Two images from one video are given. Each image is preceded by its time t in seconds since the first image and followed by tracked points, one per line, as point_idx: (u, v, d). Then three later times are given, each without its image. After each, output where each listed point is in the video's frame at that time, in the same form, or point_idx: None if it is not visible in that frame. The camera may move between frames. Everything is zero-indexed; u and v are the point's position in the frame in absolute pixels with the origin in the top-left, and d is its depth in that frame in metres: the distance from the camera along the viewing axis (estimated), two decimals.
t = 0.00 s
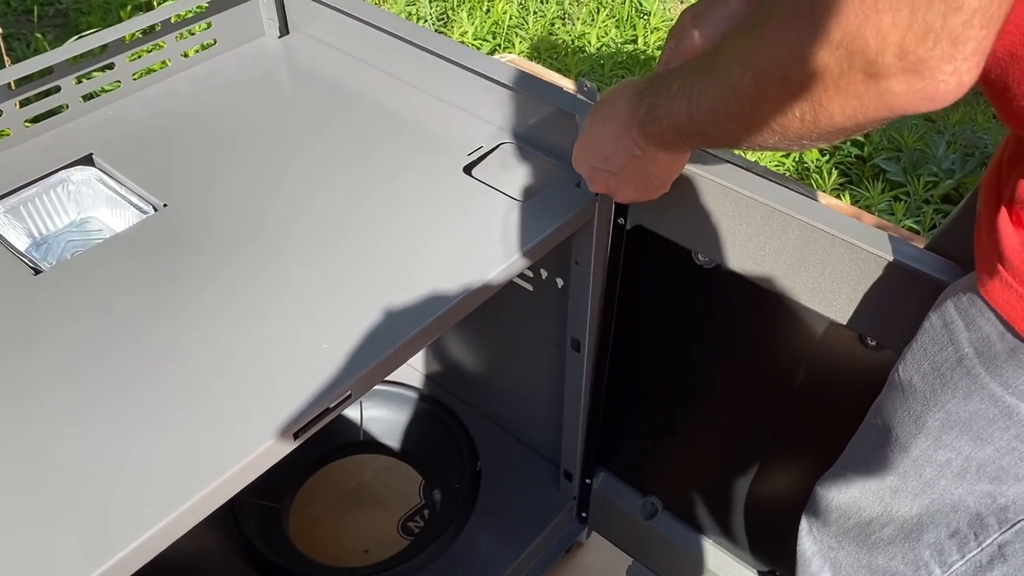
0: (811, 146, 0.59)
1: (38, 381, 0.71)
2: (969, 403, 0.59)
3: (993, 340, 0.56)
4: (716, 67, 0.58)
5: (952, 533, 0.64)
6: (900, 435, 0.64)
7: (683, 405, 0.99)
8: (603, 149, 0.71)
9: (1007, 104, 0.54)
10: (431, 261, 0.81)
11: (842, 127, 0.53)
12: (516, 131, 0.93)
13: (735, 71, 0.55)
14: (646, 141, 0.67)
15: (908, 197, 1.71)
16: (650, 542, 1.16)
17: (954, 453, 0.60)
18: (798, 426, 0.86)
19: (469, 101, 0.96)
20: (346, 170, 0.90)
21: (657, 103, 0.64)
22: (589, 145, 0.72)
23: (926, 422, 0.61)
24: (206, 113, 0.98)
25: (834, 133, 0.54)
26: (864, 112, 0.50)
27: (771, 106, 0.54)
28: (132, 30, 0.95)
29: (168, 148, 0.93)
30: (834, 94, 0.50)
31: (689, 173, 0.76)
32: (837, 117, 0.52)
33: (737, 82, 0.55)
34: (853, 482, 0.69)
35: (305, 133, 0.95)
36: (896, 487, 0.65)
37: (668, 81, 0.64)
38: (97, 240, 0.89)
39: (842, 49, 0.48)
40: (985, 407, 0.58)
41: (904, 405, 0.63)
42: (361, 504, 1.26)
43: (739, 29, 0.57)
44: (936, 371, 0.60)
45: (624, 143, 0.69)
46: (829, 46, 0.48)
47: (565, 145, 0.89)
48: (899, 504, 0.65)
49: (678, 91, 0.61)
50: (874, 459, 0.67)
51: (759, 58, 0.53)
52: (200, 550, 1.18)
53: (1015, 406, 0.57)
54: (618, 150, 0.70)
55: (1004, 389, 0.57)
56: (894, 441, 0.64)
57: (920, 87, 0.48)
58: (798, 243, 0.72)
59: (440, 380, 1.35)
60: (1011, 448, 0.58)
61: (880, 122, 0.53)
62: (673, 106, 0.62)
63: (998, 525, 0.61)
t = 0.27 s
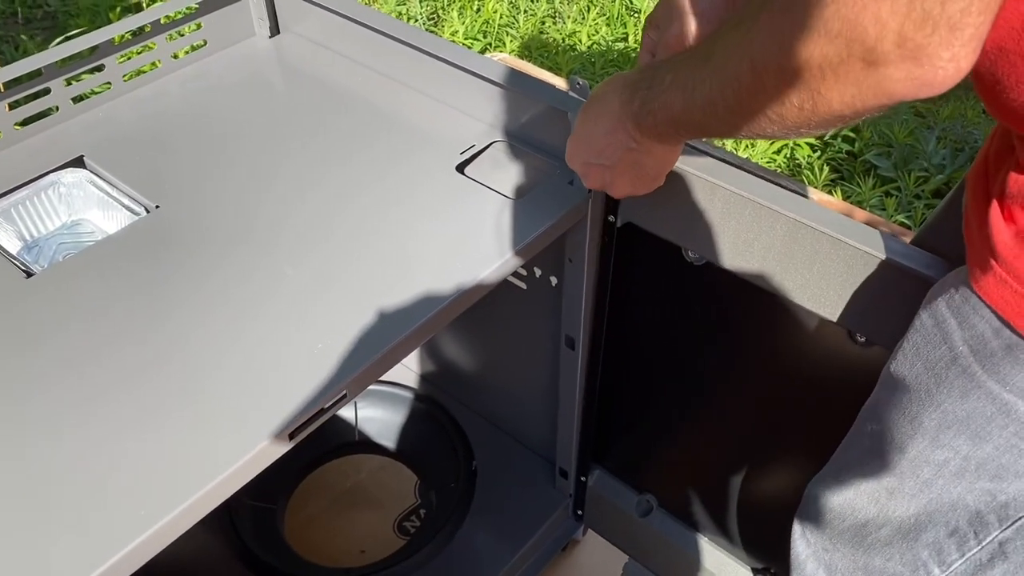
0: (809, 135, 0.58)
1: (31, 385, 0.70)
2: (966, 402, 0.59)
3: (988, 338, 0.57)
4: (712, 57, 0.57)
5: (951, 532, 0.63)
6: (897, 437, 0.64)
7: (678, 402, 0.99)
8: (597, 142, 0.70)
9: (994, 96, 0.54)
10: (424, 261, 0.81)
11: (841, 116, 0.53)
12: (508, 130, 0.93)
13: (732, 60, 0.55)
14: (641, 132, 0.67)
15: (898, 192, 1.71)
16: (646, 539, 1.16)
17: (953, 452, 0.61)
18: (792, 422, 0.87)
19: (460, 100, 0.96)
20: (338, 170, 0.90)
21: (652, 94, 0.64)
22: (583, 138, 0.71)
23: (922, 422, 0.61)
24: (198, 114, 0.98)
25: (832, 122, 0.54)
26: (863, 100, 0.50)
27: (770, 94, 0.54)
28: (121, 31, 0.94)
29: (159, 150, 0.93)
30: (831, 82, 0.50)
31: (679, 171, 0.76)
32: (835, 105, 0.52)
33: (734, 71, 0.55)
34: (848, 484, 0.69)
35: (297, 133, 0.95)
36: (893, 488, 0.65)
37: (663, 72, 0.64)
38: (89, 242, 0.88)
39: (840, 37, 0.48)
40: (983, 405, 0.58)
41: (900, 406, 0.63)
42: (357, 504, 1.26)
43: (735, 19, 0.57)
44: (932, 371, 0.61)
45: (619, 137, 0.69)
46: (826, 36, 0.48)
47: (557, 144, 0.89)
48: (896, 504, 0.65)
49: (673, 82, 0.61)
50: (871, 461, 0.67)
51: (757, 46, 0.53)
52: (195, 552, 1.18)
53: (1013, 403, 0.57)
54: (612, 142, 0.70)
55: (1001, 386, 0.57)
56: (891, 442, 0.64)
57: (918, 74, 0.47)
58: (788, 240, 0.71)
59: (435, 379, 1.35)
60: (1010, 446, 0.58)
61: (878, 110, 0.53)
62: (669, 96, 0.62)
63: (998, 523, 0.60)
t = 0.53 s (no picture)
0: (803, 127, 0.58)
1: (21, 392, 0.70)
2: (966, 395, 0.58)
3: (988, 330, 0.56)
4: (707, 51, 0.57)
5: (952, 525, 0.62)
6: (895, 430, 0.63)
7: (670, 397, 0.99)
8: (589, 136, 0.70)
9: (983, 89, 0.54)
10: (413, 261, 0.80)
11: (837, 108, 0.53)
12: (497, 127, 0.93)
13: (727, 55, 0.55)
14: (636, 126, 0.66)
15: (884, 184, 1.72)
16: (640, 534, 1.16)
17: (953, 445, 0.59)
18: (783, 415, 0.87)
19: (448, 98, 0.96)
20: (327, 170, 0.90)
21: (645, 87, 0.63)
22: (575, 131, 0.70)
23: (922, 416, 0.60)
24: (185, 116, 0.97)
25: (828, 114, 0.54)
26: (860, 94, 0.50)
27: (765, 88, 0.54)
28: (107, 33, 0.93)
29: (147, 152, 0.92)
30: (828, 77, 0.50)
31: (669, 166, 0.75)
32: (832, 99, 0.52)
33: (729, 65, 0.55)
34: (844, 480, 0.67)
35: (285, 133, 0.95)
36: (891, 483, 0.64)
37: (656, 65, 0.63)
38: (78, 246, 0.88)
39: (837, 33, 0.48)
40: (983, 398, 0.57)
41: (898, 401, 0.62)
42: (350, 504, 1.25)
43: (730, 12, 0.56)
44: (930, 365, 0.60)
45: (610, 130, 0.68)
46: (823, 33, 0.48)
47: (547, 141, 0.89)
48: (895, 499, 0.64)
49: (667, 75, 0.61)
50: (868, 455, 0.65)
51: (752, 42, 0.53)
52: (190, 555, 1.17)
53: (1014, 395, 0.56)
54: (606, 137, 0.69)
55: (1002, 378, 0.56)
56: (889, 436, 0.63)
57: (915, 66, 0.48)
58: (780, 234, 0.71)
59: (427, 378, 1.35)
60: (1011, 438, 0.57)
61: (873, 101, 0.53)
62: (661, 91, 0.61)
63: (1001, 514, 0.60)
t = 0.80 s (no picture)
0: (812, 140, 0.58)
1: (17, 409, 0.68)
2: (982, 404, 0.57)
3: (1003, 341, 0.55)
4: (711, 66, 0.56)
5: (965, 530, 0.62)
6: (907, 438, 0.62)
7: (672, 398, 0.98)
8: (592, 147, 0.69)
9: (995, 103, 0.55)
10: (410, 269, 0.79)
11: (850, 125, 0.53)
12: (492, 131, 0.92)
13: (734, 74, 0.54)
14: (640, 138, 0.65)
15: (872, 177, 1.73)
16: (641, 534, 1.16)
17: (968, 453, 0.59)
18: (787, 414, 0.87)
19: (442, 103, 0.95)
20: (322, 177, 0.89)
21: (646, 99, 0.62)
22: (576, 142, 0.69)
23: (935, 425, 0.59)
24: (176, 125, 0.96)
25: (840, 131, 0.54)
26: (874, 112, 0.50)
27: (775, 106, 0.53)
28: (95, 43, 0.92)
29: (139, 163, 0.91)
30: (843, 96, 0.50)
31: (669, 171, 0.75)
32: (846, 116, 0.52)
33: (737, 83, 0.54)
34: (853, 485, 0.66)
35: (278, 140, 0.93)
36: (904, 490, 0.62)
37: (658, 76, 0.62)
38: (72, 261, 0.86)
39: (854, 54, 0.48)
40: (999, 406, 0.56)
41: (910, 408, 0.61)
42: (348, 511, 1.24)
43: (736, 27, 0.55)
44: (943, 373, 0.59)
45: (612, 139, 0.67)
46: (840, 54, 0.48)
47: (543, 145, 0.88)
48: (907, 506, 0.63)
49: (670, 89, 0.60)
50: (879, 463, 0.64)
51: (763, 61, 0.52)
52: (189, 568, 1.16)
53: None
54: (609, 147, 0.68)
55: (1018, 387, 0.55)
56: (901, 444, 0.62)
57: (930, 86, 0.48)
58: (783, 240, 0.72)
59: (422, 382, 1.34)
60: None
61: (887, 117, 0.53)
62: (665, 105, 0.60)
63: (1016, 520, 0.59)
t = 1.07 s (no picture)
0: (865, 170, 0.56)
1: (30, 444, 0.66)
2: None
3: None
4: (756, 95, 0.54)
5: (1007, 551, 0.58)
6: (944, 457, 0.59)
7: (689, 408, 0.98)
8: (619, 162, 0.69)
9: None
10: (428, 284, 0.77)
11: (906, 157, 0.50)
12: (503, 142, 0.90)
13: (782, 107, 0.52)
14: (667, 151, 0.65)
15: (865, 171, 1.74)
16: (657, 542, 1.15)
17: (1013, 475, 0.55)
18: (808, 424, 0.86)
19: (450, 114, 0.93)
20: (332, 192, 0.87)
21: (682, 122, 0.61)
22: (603, 156, 0.69)
23: (975, 446, 0.56)
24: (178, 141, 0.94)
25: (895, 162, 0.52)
26: (932, 148, 0.48)
27: (825, 142, 0.51)
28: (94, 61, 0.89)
29: (143, 183, 0.89)
30: (900, 130, 0.48)
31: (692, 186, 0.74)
32: (902, 150, 0.49)
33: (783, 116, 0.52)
34: (887, 501, 0.64)
35: (285, 155, 0.91)
36: (940, 509, 0.60)
37: (696, 98, 0.61)
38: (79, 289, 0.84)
39: (915, 89, 0.45)
40: None
41: (948, 427, 0.58)
42: (357, 525, 1.22)
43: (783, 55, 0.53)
44: (983, 393, 0.56)
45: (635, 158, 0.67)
46: (901, 90, 0.46)
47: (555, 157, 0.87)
48: (944, 525, 0.61)
49: (710, 115, 0.58)
50: (914, 480, 0.61)
51: (814, 96, 0.50)
52: None
53: None
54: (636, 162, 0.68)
55: None
56: (939, 463, 0.59)
57: (994, 125, 0.45)
58: (808, 254, 0.70)
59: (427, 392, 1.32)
60: None
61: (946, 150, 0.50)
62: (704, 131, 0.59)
63: None
